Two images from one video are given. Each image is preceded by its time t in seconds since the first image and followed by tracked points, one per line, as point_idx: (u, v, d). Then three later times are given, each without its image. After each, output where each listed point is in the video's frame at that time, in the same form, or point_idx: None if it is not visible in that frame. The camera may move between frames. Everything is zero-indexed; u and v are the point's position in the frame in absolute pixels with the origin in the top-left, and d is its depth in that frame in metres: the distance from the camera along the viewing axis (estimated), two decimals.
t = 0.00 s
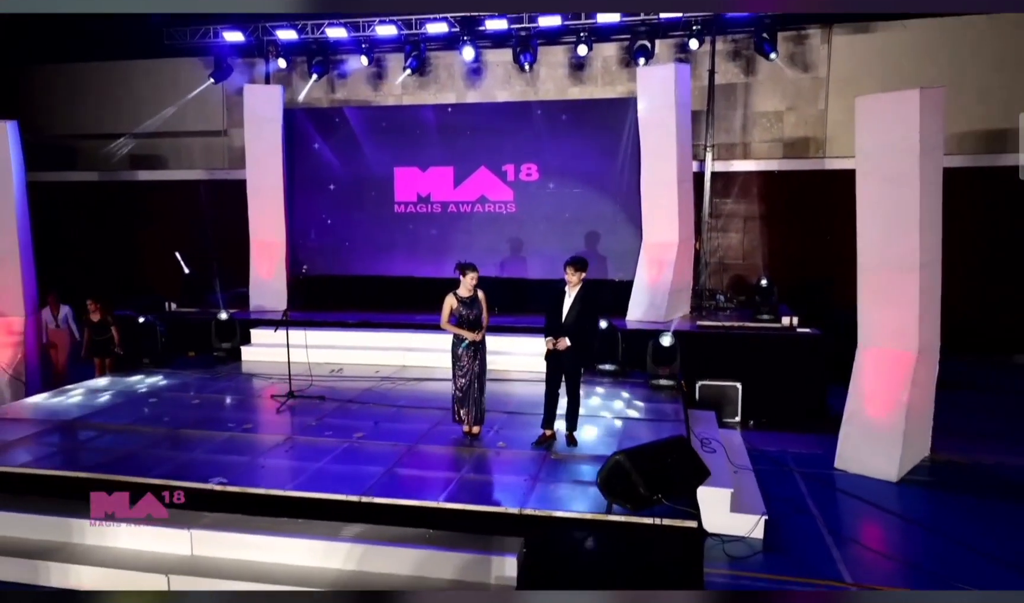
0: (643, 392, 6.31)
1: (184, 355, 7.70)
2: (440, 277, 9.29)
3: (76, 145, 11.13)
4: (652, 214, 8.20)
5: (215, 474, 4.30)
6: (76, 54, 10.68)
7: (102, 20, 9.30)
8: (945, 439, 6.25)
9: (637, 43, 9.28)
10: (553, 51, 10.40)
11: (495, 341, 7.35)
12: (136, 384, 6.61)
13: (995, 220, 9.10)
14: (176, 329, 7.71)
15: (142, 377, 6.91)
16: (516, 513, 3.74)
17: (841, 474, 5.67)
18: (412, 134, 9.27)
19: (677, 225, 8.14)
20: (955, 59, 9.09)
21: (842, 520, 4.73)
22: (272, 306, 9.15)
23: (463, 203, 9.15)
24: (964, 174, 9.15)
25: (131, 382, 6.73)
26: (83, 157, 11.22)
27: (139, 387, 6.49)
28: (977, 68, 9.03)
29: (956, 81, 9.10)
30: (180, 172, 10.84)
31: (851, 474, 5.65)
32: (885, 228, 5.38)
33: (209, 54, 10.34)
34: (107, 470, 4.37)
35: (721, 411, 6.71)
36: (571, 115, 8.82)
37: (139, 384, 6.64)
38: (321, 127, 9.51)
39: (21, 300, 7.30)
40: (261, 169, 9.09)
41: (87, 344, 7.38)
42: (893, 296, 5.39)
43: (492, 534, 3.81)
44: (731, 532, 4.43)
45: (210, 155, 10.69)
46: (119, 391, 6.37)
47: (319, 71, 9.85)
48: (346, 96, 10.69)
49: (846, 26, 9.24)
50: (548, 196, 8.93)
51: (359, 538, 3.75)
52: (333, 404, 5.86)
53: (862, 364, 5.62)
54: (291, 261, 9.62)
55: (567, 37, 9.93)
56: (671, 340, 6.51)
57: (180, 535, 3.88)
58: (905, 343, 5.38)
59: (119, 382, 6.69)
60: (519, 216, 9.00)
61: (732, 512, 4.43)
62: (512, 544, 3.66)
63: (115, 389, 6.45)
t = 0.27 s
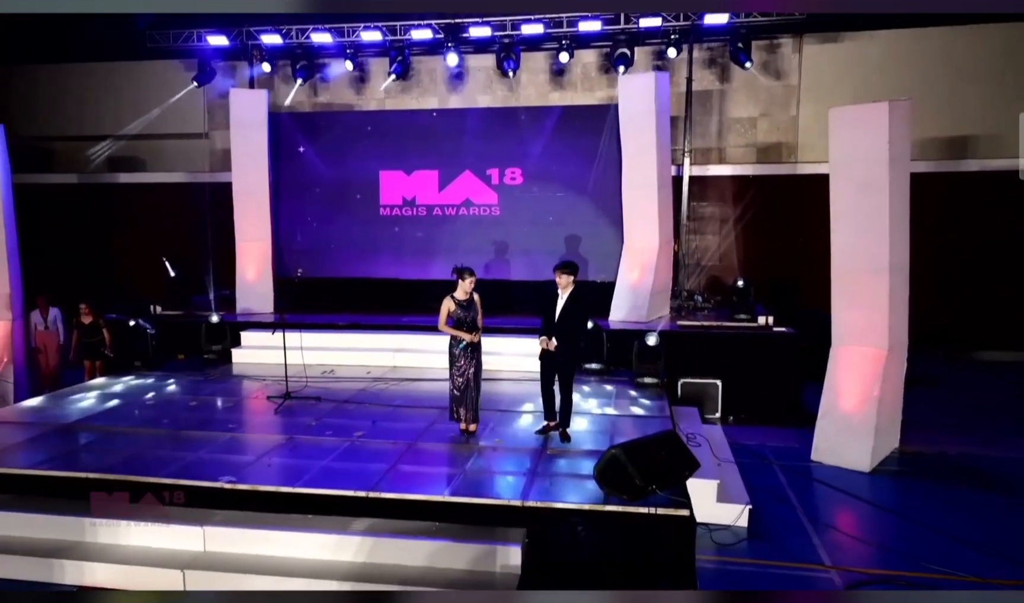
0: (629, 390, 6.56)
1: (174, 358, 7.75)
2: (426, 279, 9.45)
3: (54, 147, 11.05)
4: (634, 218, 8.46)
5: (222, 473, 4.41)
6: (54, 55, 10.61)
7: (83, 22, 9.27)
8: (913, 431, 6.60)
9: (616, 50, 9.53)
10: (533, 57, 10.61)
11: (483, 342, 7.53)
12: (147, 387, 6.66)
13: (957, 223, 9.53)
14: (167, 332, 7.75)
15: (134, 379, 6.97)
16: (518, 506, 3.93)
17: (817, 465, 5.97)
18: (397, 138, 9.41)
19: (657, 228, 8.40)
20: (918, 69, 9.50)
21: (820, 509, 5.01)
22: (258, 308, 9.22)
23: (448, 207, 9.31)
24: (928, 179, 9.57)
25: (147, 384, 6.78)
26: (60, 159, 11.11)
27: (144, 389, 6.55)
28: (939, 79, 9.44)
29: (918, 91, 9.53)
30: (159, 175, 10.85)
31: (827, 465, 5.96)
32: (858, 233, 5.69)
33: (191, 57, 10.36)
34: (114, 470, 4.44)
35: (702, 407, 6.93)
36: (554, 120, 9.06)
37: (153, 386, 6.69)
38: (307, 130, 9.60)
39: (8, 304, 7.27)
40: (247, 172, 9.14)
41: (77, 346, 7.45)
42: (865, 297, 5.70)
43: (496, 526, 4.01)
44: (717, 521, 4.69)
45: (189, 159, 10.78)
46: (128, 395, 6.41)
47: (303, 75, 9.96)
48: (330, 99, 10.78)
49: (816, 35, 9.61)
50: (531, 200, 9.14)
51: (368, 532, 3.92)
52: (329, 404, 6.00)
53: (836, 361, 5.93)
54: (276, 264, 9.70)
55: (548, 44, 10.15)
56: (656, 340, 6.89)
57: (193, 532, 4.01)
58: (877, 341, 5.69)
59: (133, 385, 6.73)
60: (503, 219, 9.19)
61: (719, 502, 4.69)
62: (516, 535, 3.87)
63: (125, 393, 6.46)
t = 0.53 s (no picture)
0: (617, 388, 6.79)
1: (164, 360, 7.80)
2: (413, 280, 9.57)
3: (35, 148, 10.99)
4: (617, 220, 8.68)
5: (228, 472, 4.53)
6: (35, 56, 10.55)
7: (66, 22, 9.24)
8: (886, 426, 6.89)
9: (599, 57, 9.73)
10: (517, 62, 10.80)
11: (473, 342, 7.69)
12: (157, 389, 6.71)
13: (925, 225, 9.90)
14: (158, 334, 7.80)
15: (126, 381, 7.00)
16: (518, 499, 4.11)
17: (797, 459, 6.24)
18: (384, 141, 9.53)
19: (640, 230, 8.63)
20: (887, 76, 9.88)
21: (801, 499, 5.27)
22: (246, 310, 9.28)
23: (435, 209, 9.46)
24: (898, 183, 9.93)
25: (165, 386, 6.85)
26: (41, 161, 11.04)
27: (151, 391, 6.63)
28: (907, 86, 9.83)
29: (887, 99, 9.92)
30: (141, 178, 10.78)
31: (806, 459, 6.23)
32: (833, 236, 5.96)
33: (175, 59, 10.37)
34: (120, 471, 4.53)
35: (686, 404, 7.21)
36: (538, 124, 9.24)
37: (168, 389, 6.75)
38: (293, 134, 9.68)
39: None
40: (234, 175, 9.18)
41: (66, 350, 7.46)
42: (840, 297, 5.98)
43: (497, 519, 4.17)
44: (704, 511, 4.93)
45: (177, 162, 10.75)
46: (136, 397, 6.47)
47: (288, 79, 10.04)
48: (314, 102, 10.85)
49: (791, 43, 9.93)
50: (517, 202, 9.32)
51: (374, 526, 4.07)
52: (325, 404, 6.13)
53: (813, 358, 6.20)
54: (263, 266, 9.76)
55: (531, 49, 10.34)
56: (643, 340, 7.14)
57: (202, 529, 4.12)
58: (852, 339, 5.96)
59: (151, 387, 6.80)
60: (489, 222, 9.36)
61: (706, 493, 4.92)
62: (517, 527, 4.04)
63: (142, 395, 6.53)
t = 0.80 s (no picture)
0: (605, 386, 7.00)
1: (155, 362, 7.84)
2: (400, 282, 9.69)
3: (17, 149, 10.95)
4: (601, 222, 8.89)
5: (232, 469, 4.64)
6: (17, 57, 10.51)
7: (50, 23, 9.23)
8: (862, 420, 7.18)
9: (582, 62, 9.94)
10: (500, 67, 10.98)
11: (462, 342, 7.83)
12: (167, 390, 6.77)
13: (897, 227, 10.24)
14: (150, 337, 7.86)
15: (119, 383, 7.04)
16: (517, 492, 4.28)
17: (777, 452, 6.51)
18: (370, 145, 9.65)
19: (623, 232, 8.85)
20: (857, 84, 10.26)
21: (782, 490, 5.52)
22: (234, 312, 9.34)
23: (422, 212, 9.59)
24: (870, 186, 10.28)
25: (175, 388, 6.85)
26: (23, 162, 10.99)
27: (160, 392, 6.67)
28: (877, 92, 10.25)
29: (859, 104, 10.32)
30: (124, 181, 10.63)
31: (786, 452, 6.50)
32: (811, 238, 6.23)
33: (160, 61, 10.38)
34: (125, 471, 4.61)
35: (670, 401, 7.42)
36: (524, 128, 9.44)
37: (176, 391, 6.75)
38: (280, 137, 9.76)
39: None
40: (221, 177, 9.22)
41: (56, 354, 7.46)
42: (818, 296, 6.25)
43: (498, 511, 4.33)
44: (691, 503, 5.16)
45: (157, 163, 10.85)
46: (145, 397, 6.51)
47: (275, 83, 10.13)
48: (299, 105, 10.93)
49: (767, 50, 10.26)
50: (503, 205, 9.50)
51: (379, 520, 4.22)
52: (320, 404, 6.25)
53: (791, 356, 6.46)
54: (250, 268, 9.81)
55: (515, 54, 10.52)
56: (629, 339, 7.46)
57: (210, 525, 4.23)
58: (829, 337, 6.23)
59: (163, 389, 6.82)
60: (476, 224, 9.53)
61: (693, 485, 5.15)
62: (517, 517, 4.21)
63: (155, 396, 6.56)
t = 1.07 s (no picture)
0: (594, 383, 7.22)
1: (146, 363, 7.88)
2: (387, 283, 9.81)
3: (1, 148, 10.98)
4: (586, 224, 9.10)
5: (236, 465, 4.76)
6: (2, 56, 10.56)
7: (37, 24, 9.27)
8: (838, 414, 7.47)
9: (566, 67, 10.16)
10: (485, 70, 11.16)
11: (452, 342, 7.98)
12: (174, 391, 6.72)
13: (870, 228, 10.56)
14: (143, 338, 7.92)
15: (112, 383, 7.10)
16: (516, 484, 4.45)
17: (759, 445, 6.77)
18: (358, 147, 9.76)
19: (607, 233, 9.06)
20: (828, 90, 10.70)
21: (765, 480, 5.77)
22: (224, 314, 9.40)
23: (409, 213, 9.72)
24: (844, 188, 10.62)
25: (181, 388, 6.85)
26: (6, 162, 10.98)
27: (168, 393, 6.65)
28: (850, 97, 10.71)
29: (833, 108, 10.74)
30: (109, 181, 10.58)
31: (767, 445, 6.76)
32: (790, 240, 6.51)
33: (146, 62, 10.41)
34: (130, 466, 4.70)
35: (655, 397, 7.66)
36: (510, 131, 9.63)
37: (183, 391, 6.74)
38: (268, 138, 9.83)
39: None
40: (208, 178, 9.26)
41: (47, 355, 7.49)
42: (798, 295, 6.51)
43: (497, 502, 4.51)
44: (679, 493, 5.38)
45: (140, 163, 10.98)
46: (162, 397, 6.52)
47: (262, 85, 10.22)
48: (284, 107, 11.02)
49: (744, 56, 10.59)
50: (489, 206, 9.67)
51: (383, 512, 4.38)
52: (316, 403, 6.37)
53: (771, 352, 6.72)
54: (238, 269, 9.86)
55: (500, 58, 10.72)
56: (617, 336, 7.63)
57: (217, 520, 4.36)
58: (807, 334, 6.51)
59: (172, 388, 6.85)
60: (462, 225, 9.68)
61: (681, 476, 5.37)
62: (516, 508, 4.41)
63: (162, 396, 6.57)
